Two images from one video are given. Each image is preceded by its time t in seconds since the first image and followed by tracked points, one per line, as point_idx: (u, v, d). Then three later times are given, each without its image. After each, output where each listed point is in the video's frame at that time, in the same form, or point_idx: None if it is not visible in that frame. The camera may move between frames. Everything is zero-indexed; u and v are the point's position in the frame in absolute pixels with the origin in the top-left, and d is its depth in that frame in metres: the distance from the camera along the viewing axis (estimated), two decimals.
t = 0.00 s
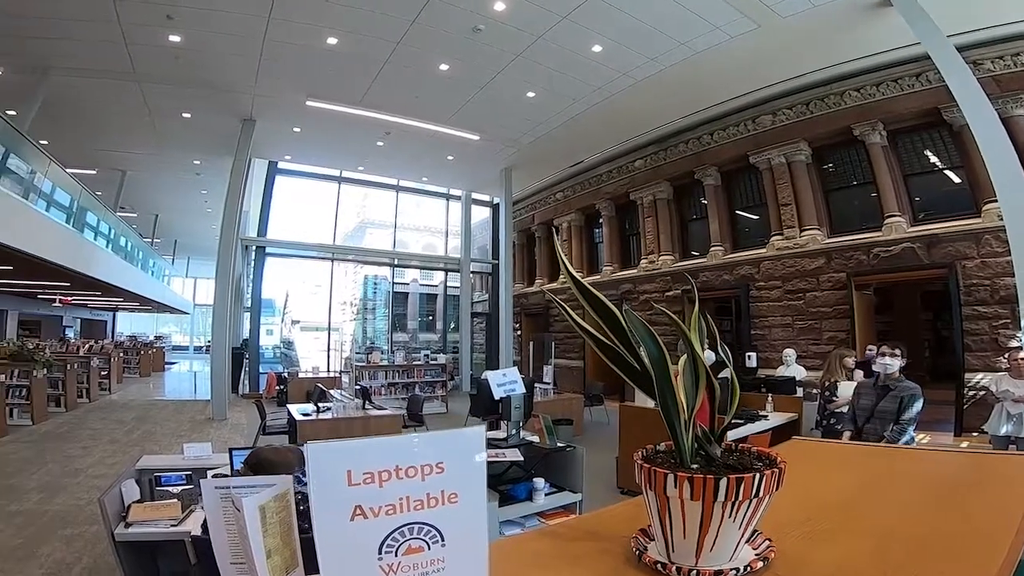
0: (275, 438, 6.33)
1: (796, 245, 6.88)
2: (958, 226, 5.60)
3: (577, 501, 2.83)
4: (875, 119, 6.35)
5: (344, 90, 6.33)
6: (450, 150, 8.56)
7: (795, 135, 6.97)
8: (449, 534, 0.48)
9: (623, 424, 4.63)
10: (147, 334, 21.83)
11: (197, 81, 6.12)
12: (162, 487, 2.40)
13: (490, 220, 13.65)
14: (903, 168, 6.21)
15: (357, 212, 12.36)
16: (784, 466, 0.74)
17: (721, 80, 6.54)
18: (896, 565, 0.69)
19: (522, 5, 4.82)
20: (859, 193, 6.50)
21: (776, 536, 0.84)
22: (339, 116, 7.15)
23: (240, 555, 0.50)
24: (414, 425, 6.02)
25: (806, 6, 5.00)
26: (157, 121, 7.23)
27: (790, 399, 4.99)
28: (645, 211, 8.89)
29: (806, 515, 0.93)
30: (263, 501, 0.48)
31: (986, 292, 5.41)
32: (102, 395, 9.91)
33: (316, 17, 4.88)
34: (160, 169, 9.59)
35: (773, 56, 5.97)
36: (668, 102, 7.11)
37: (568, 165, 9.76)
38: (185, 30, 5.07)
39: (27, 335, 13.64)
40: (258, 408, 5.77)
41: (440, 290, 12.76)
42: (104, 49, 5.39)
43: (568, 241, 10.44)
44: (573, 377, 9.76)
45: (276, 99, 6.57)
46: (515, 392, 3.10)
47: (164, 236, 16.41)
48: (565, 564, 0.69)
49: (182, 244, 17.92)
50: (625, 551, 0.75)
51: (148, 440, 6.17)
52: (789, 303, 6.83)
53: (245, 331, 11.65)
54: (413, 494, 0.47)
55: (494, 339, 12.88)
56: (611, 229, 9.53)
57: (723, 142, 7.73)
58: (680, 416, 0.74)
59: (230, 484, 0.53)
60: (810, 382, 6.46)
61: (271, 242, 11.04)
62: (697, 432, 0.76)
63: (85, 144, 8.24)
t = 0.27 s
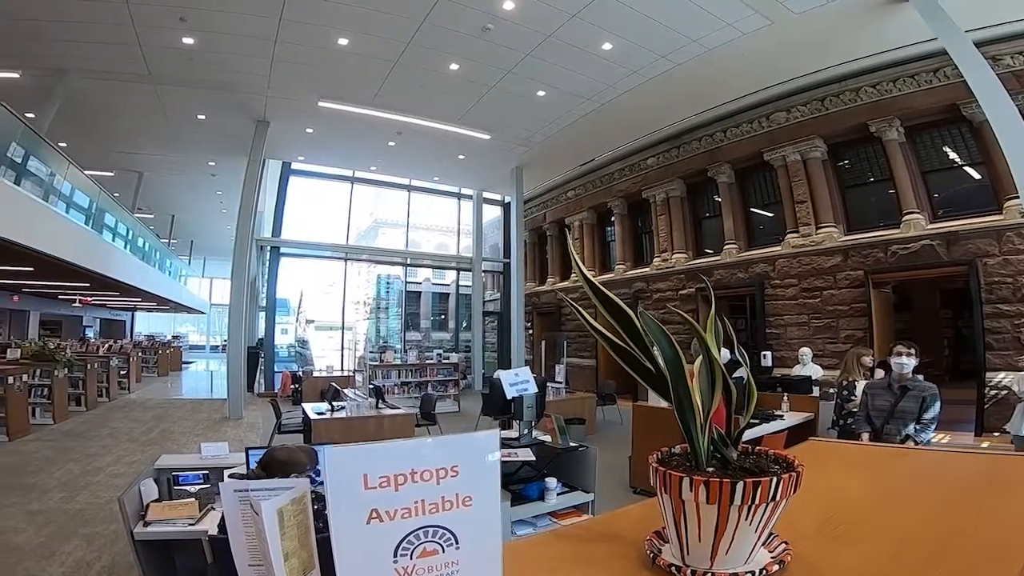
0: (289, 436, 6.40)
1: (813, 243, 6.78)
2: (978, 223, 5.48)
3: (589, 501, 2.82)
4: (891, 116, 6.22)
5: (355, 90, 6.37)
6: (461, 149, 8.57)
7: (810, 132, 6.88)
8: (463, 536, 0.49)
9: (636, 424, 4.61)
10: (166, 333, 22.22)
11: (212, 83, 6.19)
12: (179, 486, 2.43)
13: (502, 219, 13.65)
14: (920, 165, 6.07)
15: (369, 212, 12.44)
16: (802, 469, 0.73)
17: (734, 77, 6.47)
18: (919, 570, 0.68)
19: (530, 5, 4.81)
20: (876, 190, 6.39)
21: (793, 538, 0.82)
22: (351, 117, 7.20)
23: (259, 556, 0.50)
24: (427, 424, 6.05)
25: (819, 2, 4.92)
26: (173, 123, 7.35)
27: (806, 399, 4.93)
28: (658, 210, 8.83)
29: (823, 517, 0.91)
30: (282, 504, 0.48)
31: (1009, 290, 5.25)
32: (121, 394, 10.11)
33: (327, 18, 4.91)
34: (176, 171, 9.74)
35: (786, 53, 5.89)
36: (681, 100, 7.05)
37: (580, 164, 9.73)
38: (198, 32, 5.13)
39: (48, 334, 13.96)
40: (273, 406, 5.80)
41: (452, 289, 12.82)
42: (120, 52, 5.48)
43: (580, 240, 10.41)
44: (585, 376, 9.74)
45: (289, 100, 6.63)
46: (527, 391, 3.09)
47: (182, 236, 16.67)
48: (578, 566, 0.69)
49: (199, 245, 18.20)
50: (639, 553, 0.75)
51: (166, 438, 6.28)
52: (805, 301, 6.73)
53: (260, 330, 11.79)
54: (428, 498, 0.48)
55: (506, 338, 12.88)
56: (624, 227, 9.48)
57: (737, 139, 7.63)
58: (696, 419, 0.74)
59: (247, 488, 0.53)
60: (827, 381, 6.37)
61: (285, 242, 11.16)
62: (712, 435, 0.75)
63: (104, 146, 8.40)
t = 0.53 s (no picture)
0: (303, 436, 6.46)
1: (828, 241, 6.70)
2: (998, 219, 5.35)
3: (601, 502, 2.81)
4: (908, 113, 6.15)
5: (366, 91, 6.41)
6: (472, 149, 8.59)
7: (825, 130, 6.82)
8: (478, 540, 0.50)
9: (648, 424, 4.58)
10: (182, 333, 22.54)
11: (225, 85, 6.26)
12: (196, 486, 2.47)
13: (512, 219, 13.66)
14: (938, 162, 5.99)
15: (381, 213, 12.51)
16: (819, 472, 0.72)
17: (746, 76, 6.40)
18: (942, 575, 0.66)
19: (539, 4, 4.80)
20: (892, 187, 6.33)
21: (810, 541, 0.80)
22: (362, 118, 7.25)
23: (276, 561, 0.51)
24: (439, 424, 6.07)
25: None
26: (188, 125, 7.45)
27: (821, 399, 4.87)
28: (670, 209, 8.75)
29: (840, 520, 0.90)
30: (299, 508, 0.48)
31: None
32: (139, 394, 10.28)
33: (337, 19, 4.94)
34: (191, 172, 9.88)
35: (799, 51, 5.81)
36: (692, 99, 6.99)
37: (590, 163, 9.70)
38: (210, 35, 5.18)
39: (68, 335, 14.22)
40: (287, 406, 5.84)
41: (463, 289, 12.86)
42: (136, 56, 5.56)
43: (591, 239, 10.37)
44: (597, 377, 9.70)
45: (301, 101, 6.69)
46: (539, 392, 3.08)
47: (197, 238, 16.90)
48: (591, 570, 0.68)
49: (213, 246, 18.43)
50: (653, 556, 0.74)
51: (182, 438, 6.37)
52: (820, 301, 6.63)
53: (274, 330, 11.91)
54: (444, 502, 0.49)
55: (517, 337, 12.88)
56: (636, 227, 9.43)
57: (750, 137, 7.55)
58: (712, 422, 0.73)
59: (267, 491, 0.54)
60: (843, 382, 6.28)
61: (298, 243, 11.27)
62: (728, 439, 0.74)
63: (121, 149, 8.54)
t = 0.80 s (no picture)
0: (313, 436, 6.51)
1: (840, 241, 6.58)
2: (1013, 219, 5.26)
3: (610, 504, 2.79)
4: (921, 111, 6.01)
5: (375, 93, 6.45)
6: (480, 150, 8.60)
7: (837, 129, 6.68)
8: (488, 544, 0.50)
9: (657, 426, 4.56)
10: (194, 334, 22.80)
11: (236, 87, 6.32)
12: (208, 486, 2.50)
13: (520, 220, 13.67)
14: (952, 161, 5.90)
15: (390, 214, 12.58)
16: (833, 477, 0.71)
17: (756, 75, 6.35)
18: None
19: (546, 5, 4.80)
20: (905, 186, 6.22)
21: (822, 545, 0.79)
22: (371, 120, 7.29)
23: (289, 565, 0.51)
24: (448, 424, 6.08)
25: None
26: (200, 127, 7.54)
27: (834, 400, 4.81)
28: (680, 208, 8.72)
29: (852, 524, 0.88)
30: (312, 513, 0.49)
31: None
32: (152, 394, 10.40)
33: (345, 21, 4.97)
34: (203, 174, 9.98)
35: (809, 49, 5.75)
36: (701, 99, 6.95)
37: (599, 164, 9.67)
38: (221, 37, 5.21)
39: (82, 336, 14.43)
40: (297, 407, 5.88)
41: (473, 290, 12.88)
42: (148, 59, 5.63)
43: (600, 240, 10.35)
44: (606, 377, 9.67)
45: (311, 103, 6.74)
46: (548, 394, 3.07)
47: (208, 239, 17.08)
48: None
49: (225, 247, 18.61)
50: (663, 560, 0.74)
51: (194, 438, 6.44)
52: (833, 301, 6.55)
53: (285, 331, 12.01)
54: (455, 506, 0.49)
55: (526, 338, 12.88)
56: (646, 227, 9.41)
57: (760, 137, 7.47)
58: (723, 428, 0.72)
59: (280, 495, 0.54)
60: (856, 383, 6.21)
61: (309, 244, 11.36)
62: (740, 443, 0.74)
63: (134, 151, 8.66)
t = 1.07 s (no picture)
0: (323, 437, 6.54)
1: (853, 241, 6.51)
2: None
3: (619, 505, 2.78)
4: (933, 110, 5.90)
5: (383, 95, 6.49)
6: (488, 151, 8.62)
7: (847, 128, 6.59)
8: (499, 548, 0.50)
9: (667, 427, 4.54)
10: (207, 334, 23.06)
11: (246, 90, 6.38)
12: (220, 486, 2.52)
13: (529, 220, 13.68)
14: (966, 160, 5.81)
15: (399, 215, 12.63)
16: (846, 480, 0.70)
17: (766, 74, 6.29)
18: None
19: (553, 5, 4.79)
20: (919, 185, 6.15)
21: (834, 549, 0.78)
22: (380, 121, 7.32)
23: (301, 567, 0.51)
24: (457, 425, 6.09)
25: None
26: (211, 129, 7.62)
27: (845, 402, 4.77)
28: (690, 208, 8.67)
29: (864, 527, 0.87)
30: (326, 515, 0.49)
31: None
32: (164, 394, 10.53)
33: (354, 23, 5.00)
34: (215, 176, 10.09)
35: (820, 48, 5.68)
36: (710, 99, 6.91)
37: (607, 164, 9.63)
38: (231, 40, 5.26)
39: (96, 336, 14.63)
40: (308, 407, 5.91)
41: (481, 290, 12.90)
42: (160, 62, 5.69)
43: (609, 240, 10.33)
44: (615, 378, 9.64)
45: (321, 105, 6.79)
46: (557, 395, 3.06)
47: (220, 240, 17.26)
48: None
49: (236, 248, 18.80)
50: (674, 563, 0.73)
51: (206, 438, 6.51)
52: (845, 301, 6.48)
53: (295, 331, 12.10)
54: (466, 509, 0.49)
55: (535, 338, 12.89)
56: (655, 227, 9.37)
57: (770, 136, 7.40)
58: (736, 431, 0.71)
59: (294, 497, 0.54)
60: (869, 384, 6.14)
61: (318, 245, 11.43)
62: (752, 447, 0.73)
63: (147, 153, 8.77)
